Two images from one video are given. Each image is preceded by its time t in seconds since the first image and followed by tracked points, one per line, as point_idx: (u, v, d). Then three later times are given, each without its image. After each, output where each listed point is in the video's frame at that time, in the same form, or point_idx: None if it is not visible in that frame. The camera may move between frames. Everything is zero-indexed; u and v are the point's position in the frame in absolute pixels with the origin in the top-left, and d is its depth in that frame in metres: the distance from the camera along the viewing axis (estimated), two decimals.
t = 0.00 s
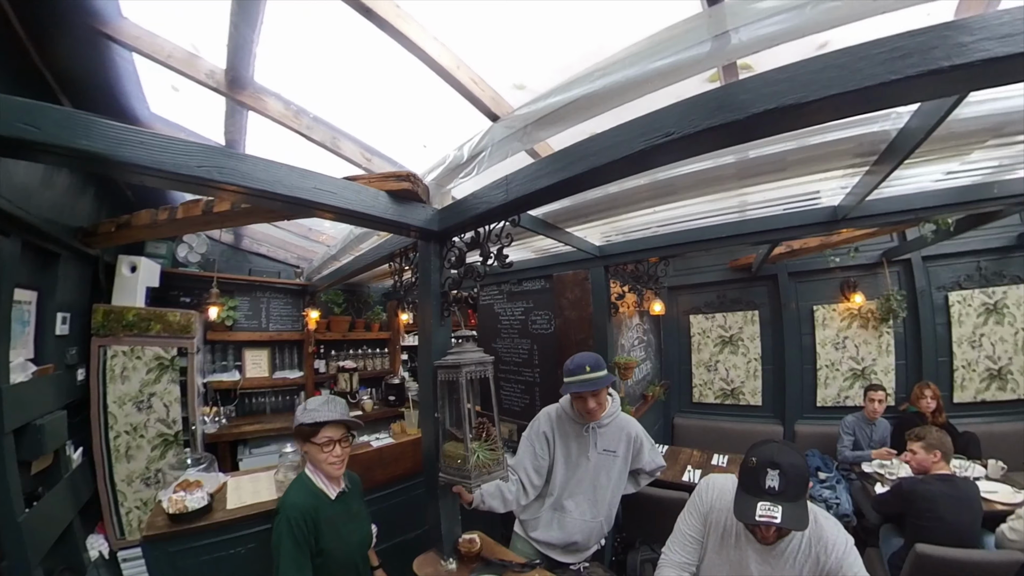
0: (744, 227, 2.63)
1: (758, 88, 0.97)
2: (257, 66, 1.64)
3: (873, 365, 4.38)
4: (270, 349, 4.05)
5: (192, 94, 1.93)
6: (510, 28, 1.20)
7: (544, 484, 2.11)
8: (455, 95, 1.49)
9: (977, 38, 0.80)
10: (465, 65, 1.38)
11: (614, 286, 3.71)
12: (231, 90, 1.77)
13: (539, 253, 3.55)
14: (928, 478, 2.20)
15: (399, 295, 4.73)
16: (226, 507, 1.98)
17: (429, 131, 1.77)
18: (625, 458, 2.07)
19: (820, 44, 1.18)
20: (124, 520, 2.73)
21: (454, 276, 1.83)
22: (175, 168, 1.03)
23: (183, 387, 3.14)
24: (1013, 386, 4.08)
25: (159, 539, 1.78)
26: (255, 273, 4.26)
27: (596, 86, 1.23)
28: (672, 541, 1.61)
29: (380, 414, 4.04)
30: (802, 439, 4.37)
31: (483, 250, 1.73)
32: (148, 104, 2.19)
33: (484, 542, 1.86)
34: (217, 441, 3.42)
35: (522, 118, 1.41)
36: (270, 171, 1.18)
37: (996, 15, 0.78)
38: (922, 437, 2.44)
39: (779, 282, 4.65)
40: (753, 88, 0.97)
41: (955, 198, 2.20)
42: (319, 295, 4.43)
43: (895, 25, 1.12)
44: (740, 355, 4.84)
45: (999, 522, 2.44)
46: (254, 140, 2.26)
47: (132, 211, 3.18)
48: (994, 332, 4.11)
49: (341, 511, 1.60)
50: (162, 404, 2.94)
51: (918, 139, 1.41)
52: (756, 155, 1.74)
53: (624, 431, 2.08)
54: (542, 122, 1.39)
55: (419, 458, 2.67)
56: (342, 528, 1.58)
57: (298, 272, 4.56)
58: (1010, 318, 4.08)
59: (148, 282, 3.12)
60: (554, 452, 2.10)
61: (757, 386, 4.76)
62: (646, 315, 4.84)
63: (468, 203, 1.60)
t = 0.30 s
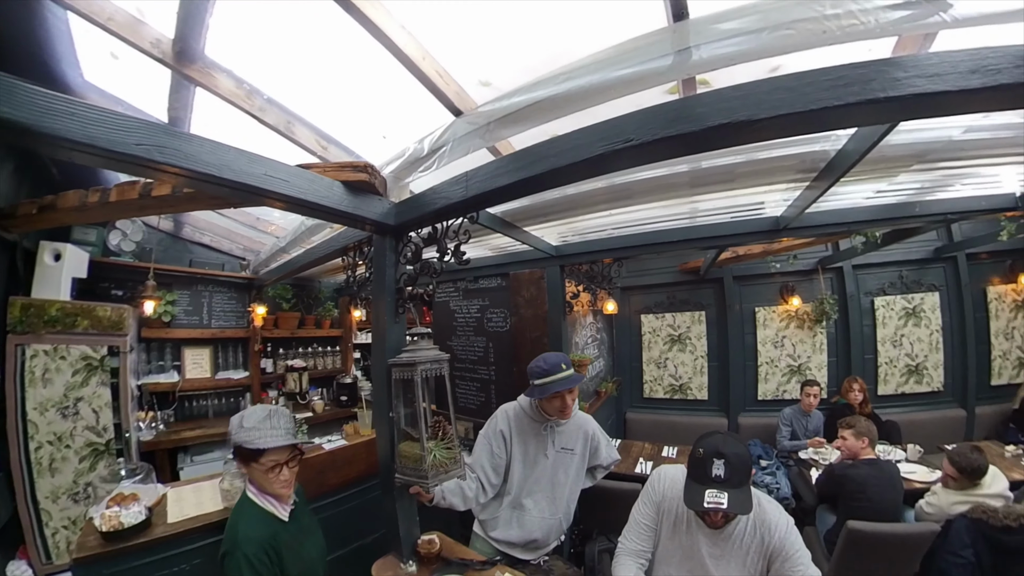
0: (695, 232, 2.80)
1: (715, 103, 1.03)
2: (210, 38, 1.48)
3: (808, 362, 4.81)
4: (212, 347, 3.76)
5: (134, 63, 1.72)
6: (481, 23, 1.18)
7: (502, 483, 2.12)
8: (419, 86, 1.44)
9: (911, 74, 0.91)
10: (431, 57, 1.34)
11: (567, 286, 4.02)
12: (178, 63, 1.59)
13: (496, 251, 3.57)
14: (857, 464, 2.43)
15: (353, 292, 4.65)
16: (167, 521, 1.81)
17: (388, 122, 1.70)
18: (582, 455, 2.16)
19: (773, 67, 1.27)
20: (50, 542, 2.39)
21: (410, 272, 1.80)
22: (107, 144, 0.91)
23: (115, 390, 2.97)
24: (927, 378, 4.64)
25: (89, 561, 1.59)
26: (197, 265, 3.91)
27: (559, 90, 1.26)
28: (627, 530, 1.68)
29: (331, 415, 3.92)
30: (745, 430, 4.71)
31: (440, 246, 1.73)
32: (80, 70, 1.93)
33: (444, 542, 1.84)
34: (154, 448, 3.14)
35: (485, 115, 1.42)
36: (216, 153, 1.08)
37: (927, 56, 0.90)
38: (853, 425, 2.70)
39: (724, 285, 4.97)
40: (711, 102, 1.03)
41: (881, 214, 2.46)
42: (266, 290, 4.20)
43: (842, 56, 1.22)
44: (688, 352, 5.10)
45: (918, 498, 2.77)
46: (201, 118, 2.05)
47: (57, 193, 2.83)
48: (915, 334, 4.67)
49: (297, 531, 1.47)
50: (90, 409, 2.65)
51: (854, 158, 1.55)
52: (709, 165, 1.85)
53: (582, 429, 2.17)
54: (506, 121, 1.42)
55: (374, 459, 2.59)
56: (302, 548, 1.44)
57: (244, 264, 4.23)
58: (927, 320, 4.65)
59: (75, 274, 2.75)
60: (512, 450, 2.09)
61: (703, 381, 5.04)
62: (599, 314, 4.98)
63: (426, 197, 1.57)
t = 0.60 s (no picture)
0: (649, 233, 2.94)
1: (672, 111, 1.08)
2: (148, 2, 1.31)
3: (750, 356, 5.20)
4: (147, 347, 3.40)
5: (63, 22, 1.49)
6: (447, 13, 1.15)
7: (460, 486, 2.11)
8: (380, 73, 1.37)
9: (853, 100, 1.03)
10: (393, 42, 1.28)
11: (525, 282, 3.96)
12: (112, 28, 1.39)
13: (451, 247, 3.41)
14: (797, 448, 2.68)
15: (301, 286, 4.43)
16: (99, 543, 1.61)
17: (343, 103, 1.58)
18: (543, 461, 2.18)
19: (729, 82, 1.37)
20: None
21: (361, 267, 1.73)
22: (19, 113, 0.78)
23: (33, 398, 2.55)
24: (854, 371, 5.17)
25: None
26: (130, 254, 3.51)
27: (521, 86, 1.23)
28: (585, 521, 1.75)
29: (277, 417, 3.64)
30: (693, 420, 5.02)
31: (393, 240, 1.74)
32: None
33: (402, 545, 1.80)
34: (81, 462, 2.75)
35: (445, 106, 1.36)
36: (151, 132, 0.97)
37: (871, 84, 1.03)
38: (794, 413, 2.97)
39: (673, 284, 5.27)
40: (668, 110, 1.08)
41: (819, 224, 2.71)
42: (207, 283, 3.89)
43: (793, 76, 1.32)
44: (638, 348, 5.35)
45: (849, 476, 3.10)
46: (136, 95, 1.84)
47: None
48: (845, 331, 5.18)
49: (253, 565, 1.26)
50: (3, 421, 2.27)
51: (802, 169, 1.65)
52: (663, 170, 1.93)
53: (544, 435, 2.18)
54: (465, 114, 1.36)
55: (325, 462, 2.47)
56: None
57: (183, 254, 3.84)
58: (856, 320, 5.18)
59: None
60: (471, 457, 2.07)
61: (653, 375, 5.32)
62: (554, 310, 5.04)
63: (380, 189, 1.51)
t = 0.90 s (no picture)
0: (605, 236, 3.07)
1: (632, 120, 1.13)
2: None
3: (698, 355, 5.56)
4: (73, 344, 2.98)
5: None
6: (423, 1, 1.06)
7: (418, 491, 2.07)
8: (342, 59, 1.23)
9: (800, 121, 1.13)
10: (361, 27, 1.15)
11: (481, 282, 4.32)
12: None
13: (408, 243, 3.44)
14: (741, 439, 2.91)
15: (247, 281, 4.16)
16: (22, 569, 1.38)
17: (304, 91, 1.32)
18: (504, 468, 2.16)
19: (687, 96, 1.43)
20: None
21: (314, 260, 1.63)
22: None
23: None
24: (792, 368, 5.66)
25: None
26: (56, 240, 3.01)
27: (489, 84, 1.21)
28: (544, 515, 1.79)
29: (219, 421, 3.27)
30: (644, 416, 5.28)
31: (350, 232, 1.67)
32: None
33: (359, 550, 1.73)
34: None
35: (411, 99, 1.30)
36: (88, 101, 0.84)
37: (815, 109, 1.14)
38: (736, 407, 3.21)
39: (626, 285, 5.54)
40: (630, 119, 1.12)
41: (761, 234, 2.95)
42: (142, 275, 3.55)
43: (748, 96, 1.41)
44: (592, 346, 5.56)
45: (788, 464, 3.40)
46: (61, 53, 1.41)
47: None
48: (784, 332, 5.67)
49: None
50: None
51: (748, 184, 1.81)
52: (620, 176, 2.01)
53: (507, 442, 2.16)
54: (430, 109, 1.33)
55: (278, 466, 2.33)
56: None
57: (117, 241, 3.34)
58: (794, 322, 5.68)
59: None
60: (430, 462, 2.04)
61: (606, 373, 5.54)
62: (509, 310, 5.33)
63: (337, 179, 1.43)
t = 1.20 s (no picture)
0: (565, 237, 3.15)
1: (597, 125, 1.17)
2: None
3: (649, 352, 5.86)
4: None
5: None
6: None
7: (378, 497, 2.00)
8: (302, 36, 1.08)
9: (752, 138, 1.23)
10: (329, 5, 1.01)
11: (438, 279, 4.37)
12: None
13: (363, 237, 3.24)
14: (689, 431, 3.09)
15: (187, 274, 3.78)
16: None
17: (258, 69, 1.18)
18: (466, 474, 2.13)
19: (650, 106, 1.47)
20: None
21: (265, 253, 1.52)
22: None
23: None
24: (735, 365, 6.13)
25: None
26: None
27: (459, 79, 1.19)
28: (506, 514, 1.80)
29: (157, 428, 2.92)
30: (599, 412, 5.48)
31: (304, 224, 1.58)
32: None
33: (317, 561, 1.65)
34: None
35: (376, 87, 1.23)
36: (10, 59, 0.72)
37: (763, 127, 1.24)
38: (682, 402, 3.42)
39: (581, 285, 5.73)
40: (596, 123, 1.16)
41: (710, 240, 3.17)
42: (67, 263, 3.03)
43: (706, 110, 1.50)
44: (547, 345, 5.69)
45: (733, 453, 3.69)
46: None
47: None
48: (728, 331, 6.12)
49: None
50: None
51: (701, 194, 1.93)
52: (581, 178, 2.07)
53: (471, 447, 2.13)
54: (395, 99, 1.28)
55: (219, 475, 2.39)
56: None
57: (36, 225, 2.85)
58: (738, 322, 6.15)
59: None
60: (391, 468, 1.97)
61: (561, 370, 5.69)
62: (466, 308, 5.36)
63: (293, 165, 1.33)
